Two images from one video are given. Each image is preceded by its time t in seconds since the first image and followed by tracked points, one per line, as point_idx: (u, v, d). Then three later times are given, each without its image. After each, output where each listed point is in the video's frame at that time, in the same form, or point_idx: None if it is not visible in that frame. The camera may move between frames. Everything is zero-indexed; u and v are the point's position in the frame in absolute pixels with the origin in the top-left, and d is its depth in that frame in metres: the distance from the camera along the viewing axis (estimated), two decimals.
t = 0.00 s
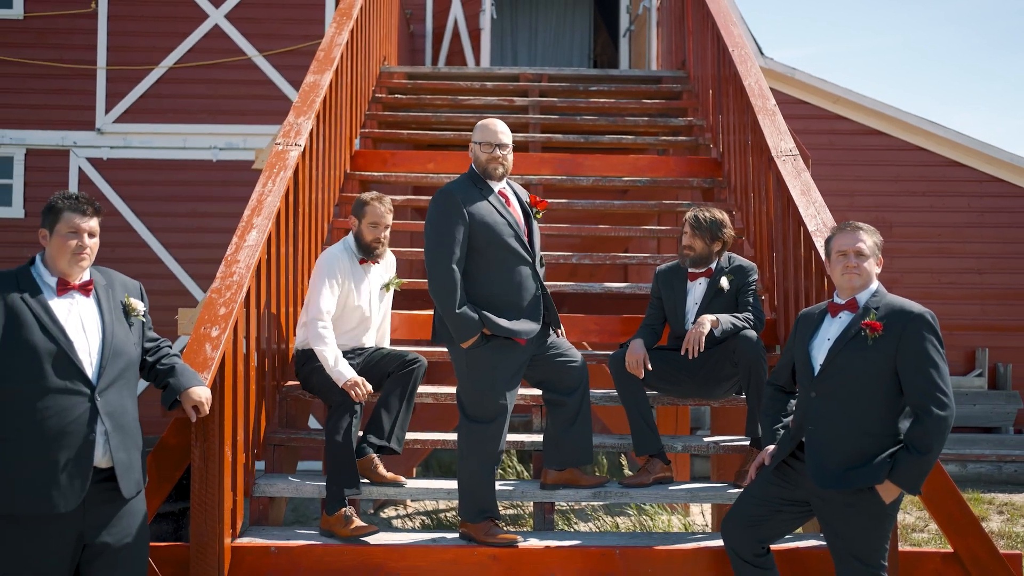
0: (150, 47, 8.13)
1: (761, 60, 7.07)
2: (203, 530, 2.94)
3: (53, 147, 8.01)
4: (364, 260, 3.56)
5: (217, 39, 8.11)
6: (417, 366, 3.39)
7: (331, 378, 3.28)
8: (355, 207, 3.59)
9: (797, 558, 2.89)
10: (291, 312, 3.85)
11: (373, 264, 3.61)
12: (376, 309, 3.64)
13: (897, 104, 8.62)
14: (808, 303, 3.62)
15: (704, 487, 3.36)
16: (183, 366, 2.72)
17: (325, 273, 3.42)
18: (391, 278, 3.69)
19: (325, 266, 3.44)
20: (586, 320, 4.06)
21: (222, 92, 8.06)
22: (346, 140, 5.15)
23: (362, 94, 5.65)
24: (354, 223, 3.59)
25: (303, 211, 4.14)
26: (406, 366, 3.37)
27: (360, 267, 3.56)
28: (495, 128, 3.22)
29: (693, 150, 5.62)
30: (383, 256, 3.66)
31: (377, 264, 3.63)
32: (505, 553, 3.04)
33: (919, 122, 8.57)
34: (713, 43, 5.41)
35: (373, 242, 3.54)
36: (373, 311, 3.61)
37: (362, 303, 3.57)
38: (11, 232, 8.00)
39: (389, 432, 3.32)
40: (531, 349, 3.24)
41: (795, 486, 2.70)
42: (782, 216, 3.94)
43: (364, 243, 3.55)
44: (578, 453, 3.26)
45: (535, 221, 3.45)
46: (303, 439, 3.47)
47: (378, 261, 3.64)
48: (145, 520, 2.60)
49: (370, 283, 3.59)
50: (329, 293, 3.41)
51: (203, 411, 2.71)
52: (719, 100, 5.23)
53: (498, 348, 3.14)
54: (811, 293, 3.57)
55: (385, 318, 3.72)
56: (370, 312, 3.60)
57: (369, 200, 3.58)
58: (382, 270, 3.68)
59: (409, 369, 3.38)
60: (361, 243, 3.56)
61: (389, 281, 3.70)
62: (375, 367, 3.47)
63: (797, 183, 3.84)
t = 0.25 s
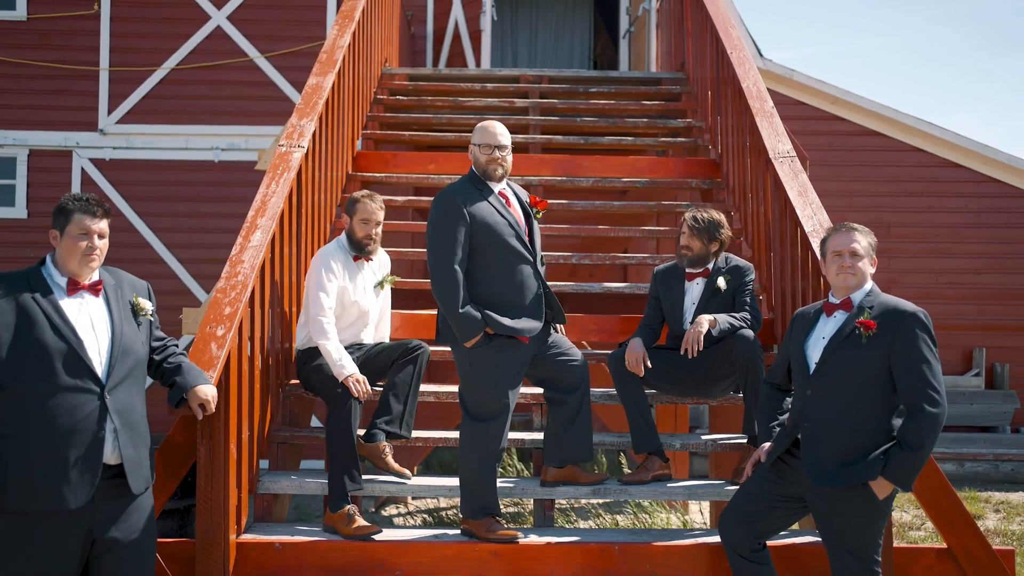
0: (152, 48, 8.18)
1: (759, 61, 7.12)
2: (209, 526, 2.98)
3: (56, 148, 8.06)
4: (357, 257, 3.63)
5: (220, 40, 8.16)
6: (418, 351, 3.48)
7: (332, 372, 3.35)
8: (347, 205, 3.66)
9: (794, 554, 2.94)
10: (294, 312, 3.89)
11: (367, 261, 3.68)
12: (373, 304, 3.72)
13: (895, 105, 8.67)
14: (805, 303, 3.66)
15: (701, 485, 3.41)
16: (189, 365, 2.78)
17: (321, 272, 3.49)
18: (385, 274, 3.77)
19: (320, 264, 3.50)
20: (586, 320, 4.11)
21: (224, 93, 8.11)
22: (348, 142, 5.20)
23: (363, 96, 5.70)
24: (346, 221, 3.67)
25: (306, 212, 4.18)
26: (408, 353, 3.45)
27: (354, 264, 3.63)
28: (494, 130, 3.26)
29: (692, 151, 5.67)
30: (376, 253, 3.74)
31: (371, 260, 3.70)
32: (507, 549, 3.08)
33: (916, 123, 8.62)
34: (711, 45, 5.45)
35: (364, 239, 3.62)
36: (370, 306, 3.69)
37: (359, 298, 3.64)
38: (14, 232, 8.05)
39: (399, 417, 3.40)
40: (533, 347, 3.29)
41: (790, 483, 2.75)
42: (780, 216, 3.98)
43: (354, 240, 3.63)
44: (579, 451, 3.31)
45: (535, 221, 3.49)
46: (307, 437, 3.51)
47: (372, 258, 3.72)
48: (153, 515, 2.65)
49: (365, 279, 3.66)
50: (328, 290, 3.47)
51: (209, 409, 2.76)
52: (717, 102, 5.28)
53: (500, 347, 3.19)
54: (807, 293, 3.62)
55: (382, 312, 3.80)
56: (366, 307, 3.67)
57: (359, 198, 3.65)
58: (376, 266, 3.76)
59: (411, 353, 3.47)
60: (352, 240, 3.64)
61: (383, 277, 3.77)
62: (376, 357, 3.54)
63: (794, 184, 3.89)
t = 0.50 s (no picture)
0: (153, 49, 8.22)
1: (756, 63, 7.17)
2: (213, 522, 3.02)
3: (57, 148, 8.11)
4: (352, 257, 3.67)
5: (221, 41, 8.21)
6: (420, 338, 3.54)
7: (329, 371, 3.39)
8: (343, 205, 3.70)
9: (789, 550, 2.98)
10: (295, 312, 3.93)
11: (363, 260, 3.73)
12: (370, 303, 3.77)
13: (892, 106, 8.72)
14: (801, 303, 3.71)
15: (698, 482, 3.46)
16: (194, 363, 2.83)
17: (318, 272, 3.53)
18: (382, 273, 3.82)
19: (317, 264, 3.54)
20: (584, 320, 4.16)
21: (225, 94, 8.16)
22: (349, 143, 5.24)
23: (364, 97, 5.74)
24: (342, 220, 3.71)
25: (307, 213, 4.22)
26: (407, 342, 3.50)
27: (351, 263, 3.68)
28: (495, 132, 3.31)
29: (689, 152, 5.72)
30: (370, 252, 3.78)
31: (366, 260, 3.75)
32: (507, 545, 3.13)
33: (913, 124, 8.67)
34: (709, 47, 5.50)
35: (359, 238, 3.66)
36: (367, 304, 3.74)
37: (356, 296, 3.69)
38: (16, 232, 8.09)
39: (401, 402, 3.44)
40: (533, 346, 3.34)
41: (785, 480, 2.80)
42: (776, 217, 4.03)
43: (350, 239, 3.67)
44: (578, 448, 3.36)
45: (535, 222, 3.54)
46: (309, 434, 3.56)
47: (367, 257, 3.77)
48: (160, 512, 2.70)
49: (361, 278, 3.71)
50: (326, 289, 3.52)
51: (214, 407, 2.81)
52: (715, 104, 5.33)
53: (501, 346, 3.24)
54: (803, 292, 3.67)
55: (378, 311, 3.84)
56: (364, 306, 3.72)
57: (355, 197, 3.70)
58: (371, 266, 3.81)
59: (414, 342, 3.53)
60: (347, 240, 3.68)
61: (378, 276, 3.83)
62: (378, 349, 3.62)
63: (790, 185, 3.94)
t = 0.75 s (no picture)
0: (155, 50, 8.27)
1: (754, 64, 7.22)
2: (219, 518, 3.07)
3: (60, 149, 8.16)
4: (352, 257, 3.74)
5: (222, 43, 8.26)
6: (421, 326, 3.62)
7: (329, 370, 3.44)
8: (341, 206, 3.76)
9: (786, 545, 3.04)
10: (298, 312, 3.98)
11: (361, 261, 3.79)
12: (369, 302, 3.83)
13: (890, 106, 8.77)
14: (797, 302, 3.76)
15: (697, 479, 3.51)
16: (201, 362, 2.88)
17: (317, 272, 3.58)
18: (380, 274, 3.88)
19: (315, 265, 3.60)
20: (584, 319, 4.21)
21: (226, 95, 8.21)
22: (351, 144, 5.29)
23: (365, 99, 5.79)
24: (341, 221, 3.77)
25: (310, 213, 4.27)
26: (407, 329, 3.60)
27: (350, 264, 3.74)
28: (498, 135, 3.36)
29: (688, 153, 5.77)
30: (368, 254, 3.84)
31: (364, 260, 3.81)
32: (507, 541, 3.18)
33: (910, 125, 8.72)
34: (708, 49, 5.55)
35: (357, 239, 3.72)
36: (367, 305, 3.79)
37: (356, 296, 3.75)
38: (19, 232, 8.15)
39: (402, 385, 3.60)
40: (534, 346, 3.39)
41: (780, 476, 2.85)
42: (773, 217, 4.09)
43: (348, 240, 3.73)
44: (578, 445, 3.42)
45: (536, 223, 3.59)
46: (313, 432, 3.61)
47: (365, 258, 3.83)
48: (168, 507, 2.75)
49: (360, 279, 3.76)
50: (324, 290, 3.57)
51: (220, 405, 2.85)
52: (713, 105, 5.38)
53: (502, 345, 3.29)
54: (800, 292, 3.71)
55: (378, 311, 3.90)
56: (364, 307, 3.78)
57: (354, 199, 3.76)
58: (370, 267, 3.86)
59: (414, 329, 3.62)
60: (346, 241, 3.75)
61: (377, 277, 3.89)
62: (377, 344, 3.70)
63: (787, 186, 3.99)
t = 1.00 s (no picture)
0: (156, 52, 8.32)
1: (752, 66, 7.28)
2: (224, 515, 3.11)
3: (63, 150, 8.22)
4: (351, 260, 3.79)
5: (224, 44, 8.30)
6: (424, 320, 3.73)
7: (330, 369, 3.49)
8: (341, 209, 3.81)
9: (782, 541, 3.09)
10: (300, 312, 4.02)
11: (360, 263, 3.84)
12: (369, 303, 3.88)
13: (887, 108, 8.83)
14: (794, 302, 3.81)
15: (694, 476, 3.56)
16: (206, 361, 2.93)
17: (317, 274, 3.64)
18: (378, 275, 3.93)
19: (315, 266, 3.65)
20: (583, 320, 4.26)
21: (228, 97, 8.26)
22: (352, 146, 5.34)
23: (366, 100, 5.84)
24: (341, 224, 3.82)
25: (312, 214, 4.31)
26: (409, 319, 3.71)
27: (349, 267, 3.79)
28: (501, 138, 3.42)
29: (686, 155, 5.82)
30: (367, 257, 3.89)
31: (363, 262, 3.86)
32: (508, 537, 3.23)
33: (907, 126, 8.77)
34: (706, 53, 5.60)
35: (356, 242, 3.76)
36: (367, 305, 3.85)
37: (355, 297, 3.80)
38: (22, 233, 8.20)
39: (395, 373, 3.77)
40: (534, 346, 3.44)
41: (776, 473, 2.90)
42: (770, 219, 4.14)
43: (347, 243, 3.78)
44: (577, 443, 3.47)
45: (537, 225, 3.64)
46: (315, 431, 3.66)
47: (364, 261, 3.88)
48: (174, 504, 2.80)
49: (358, 281, 3.82)
50: (324, 291, 3.63)
51: (226, 403, 2.90)
52: (711, 107, 5.43)
53: (503, 344, 3.34)
54: (796, 293, 3.76)
55: (378, 312, 3.95)
56: (364, 308, 3.83)
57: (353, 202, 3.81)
58: (368, 269, 3.91)
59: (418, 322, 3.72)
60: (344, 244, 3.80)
61: (376, 279, 3.93)
62: (378, 340, 3.80)
63: (784, 188, 4.04)
